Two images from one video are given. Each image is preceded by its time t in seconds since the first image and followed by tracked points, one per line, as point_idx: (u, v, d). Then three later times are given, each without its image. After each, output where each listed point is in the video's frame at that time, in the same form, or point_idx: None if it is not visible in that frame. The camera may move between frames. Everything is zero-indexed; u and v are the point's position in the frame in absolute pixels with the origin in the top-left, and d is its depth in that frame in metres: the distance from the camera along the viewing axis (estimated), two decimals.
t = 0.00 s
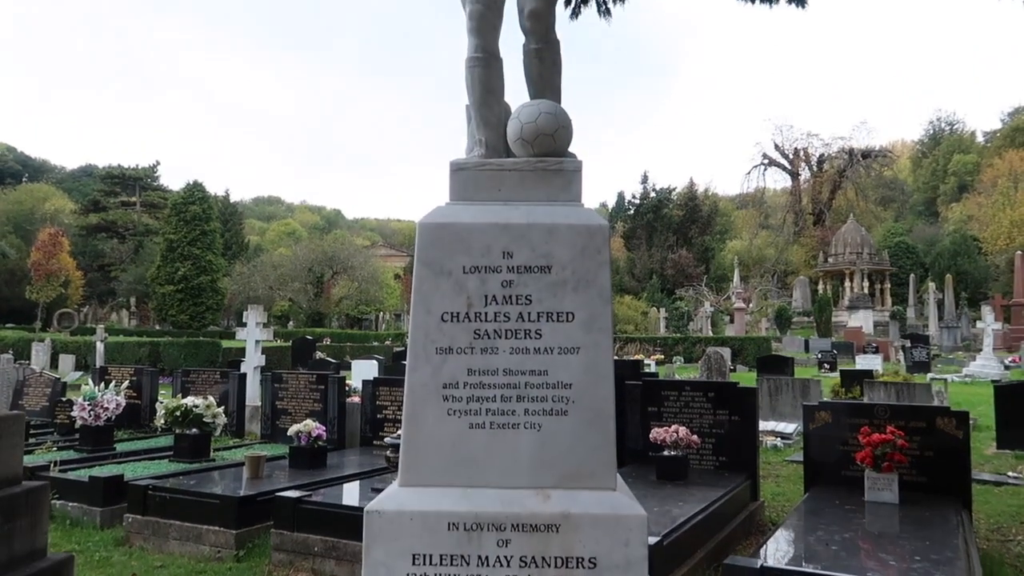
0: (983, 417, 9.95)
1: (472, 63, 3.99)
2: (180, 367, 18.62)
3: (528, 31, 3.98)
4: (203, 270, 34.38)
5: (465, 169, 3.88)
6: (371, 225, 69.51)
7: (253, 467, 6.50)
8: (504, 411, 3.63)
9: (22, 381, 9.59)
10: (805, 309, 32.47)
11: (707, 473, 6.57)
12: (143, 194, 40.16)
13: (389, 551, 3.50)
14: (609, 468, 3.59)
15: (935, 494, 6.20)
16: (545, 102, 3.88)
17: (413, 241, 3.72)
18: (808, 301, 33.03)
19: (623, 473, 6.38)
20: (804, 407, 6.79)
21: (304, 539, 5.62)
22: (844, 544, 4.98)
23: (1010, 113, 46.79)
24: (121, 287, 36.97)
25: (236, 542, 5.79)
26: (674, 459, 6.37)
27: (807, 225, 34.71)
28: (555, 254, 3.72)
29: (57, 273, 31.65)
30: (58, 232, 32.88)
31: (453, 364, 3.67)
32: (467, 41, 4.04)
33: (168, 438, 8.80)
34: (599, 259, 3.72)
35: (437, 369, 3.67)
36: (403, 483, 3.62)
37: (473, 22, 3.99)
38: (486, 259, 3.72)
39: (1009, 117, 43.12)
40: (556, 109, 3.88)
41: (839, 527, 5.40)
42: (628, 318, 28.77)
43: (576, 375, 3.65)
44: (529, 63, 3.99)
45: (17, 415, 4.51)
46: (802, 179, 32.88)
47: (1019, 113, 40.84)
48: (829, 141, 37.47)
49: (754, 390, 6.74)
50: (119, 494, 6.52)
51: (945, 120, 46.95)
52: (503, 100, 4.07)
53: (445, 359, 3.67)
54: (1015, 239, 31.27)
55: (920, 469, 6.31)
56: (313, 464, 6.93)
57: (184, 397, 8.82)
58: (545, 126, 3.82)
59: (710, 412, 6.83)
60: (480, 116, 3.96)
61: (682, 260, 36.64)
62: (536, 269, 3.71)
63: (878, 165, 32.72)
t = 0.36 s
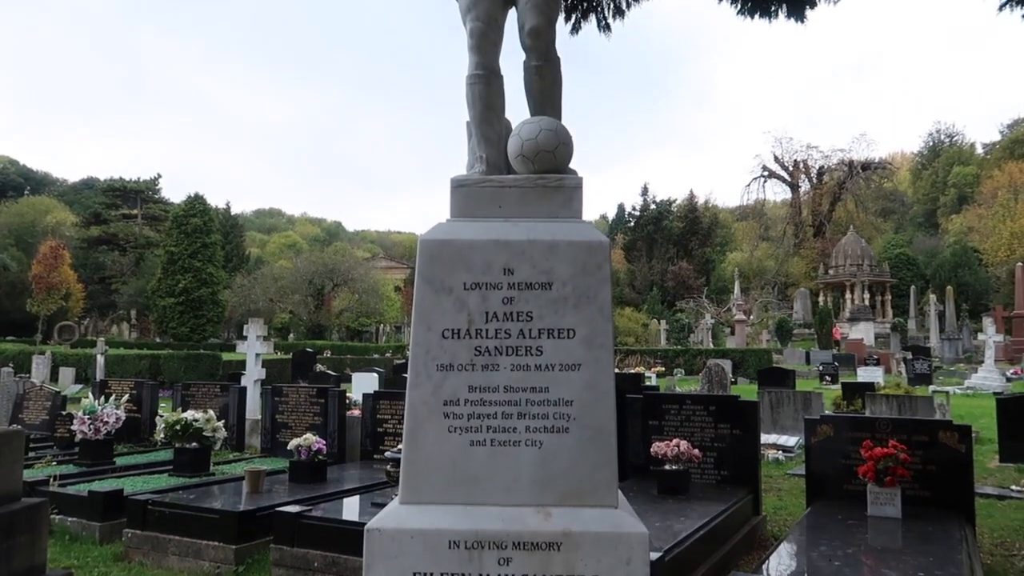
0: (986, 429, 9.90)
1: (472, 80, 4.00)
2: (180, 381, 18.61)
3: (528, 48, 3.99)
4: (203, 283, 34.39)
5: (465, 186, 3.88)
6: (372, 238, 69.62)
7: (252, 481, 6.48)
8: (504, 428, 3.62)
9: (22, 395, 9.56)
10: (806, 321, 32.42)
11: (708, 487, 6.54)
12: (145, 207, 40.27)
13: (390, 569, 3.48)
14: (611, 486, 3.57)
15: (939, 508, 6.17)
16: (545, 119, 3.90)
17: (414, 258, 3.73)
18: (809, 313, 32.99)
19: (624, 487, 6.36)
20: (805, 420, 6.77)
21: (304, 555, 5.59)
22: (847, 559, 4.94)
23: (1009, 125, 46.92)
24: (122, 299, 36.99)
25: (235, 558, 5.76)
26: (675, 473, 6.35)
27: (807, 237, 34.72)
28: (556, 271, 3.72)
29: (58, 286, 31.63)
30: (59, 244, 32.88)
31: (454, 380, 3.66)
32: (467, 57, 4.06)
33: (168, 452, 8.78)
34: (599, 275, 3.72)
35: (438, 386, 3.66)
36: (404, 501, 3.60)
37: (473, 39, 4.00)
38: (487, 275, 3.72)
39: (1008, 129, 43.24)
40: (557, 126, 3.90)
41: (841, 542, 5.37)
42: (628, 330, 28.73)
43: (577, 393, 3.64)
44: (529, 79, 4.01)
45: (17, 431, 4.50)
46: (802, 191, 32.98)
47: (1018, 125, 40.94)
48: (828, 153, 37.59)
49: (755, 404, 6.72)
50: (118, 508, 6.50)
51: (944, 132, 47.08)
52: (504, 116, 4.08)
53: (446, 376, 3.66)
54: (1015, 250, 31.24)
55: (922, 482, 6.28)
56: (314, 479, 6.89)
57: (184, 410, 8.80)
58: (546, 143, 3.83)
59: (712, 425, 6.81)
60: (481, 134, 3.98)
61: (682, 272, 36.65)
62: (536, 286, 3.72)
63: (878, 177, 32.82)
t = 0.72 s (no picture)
0: (984, 437, 9.90)
1: (471, 92, 4.00)
2: (178, 389, 18.58)
3: (526, 59, 3.99)
4: (201, 290, 34.30)
5: (464, 198, 3.88)
6: (371, 245, 69.57)
7: (251, 491, 6.46)
8: (504, 441, 3.61)
9: (19, 404, 9.53)
10: (805, 328, 32.40)
11: (707, 497, 6.53)
12: (143, 214, 40.18)
13: None
14: (610, 498, 3.56)
15: (938, 517, 6.16)
16: (544, 131, 3.90)
17: (413, 271, 3.72)
18: (808, 320, 32.97)
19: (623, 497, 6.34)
20: (805, 429, 6.77)
21: (302, 566, 5.57)
22: (847, 570, 4.93)
23: (1006, 132, 47.03)
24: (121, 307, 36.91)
25: (233, 568, 5.74)
26: (675, 483, 6.34)
27: (805, 244, 34.72)
28: (555, 284, 3.72)
29: (58, 295, 31.92)
30: (57, 251, 32.91)
31: (453, 393, 3.65)
32: (465, 68, 4.05)
33: (166, 461, 8.74)
34: (599, 287, 3.71)
35: (437, 399, 3.65)
36: (403, 514, 3.59)
37: (472, 50, 3.99)
38: (486, 288, 3.71)
39: (1005, 136, 43.35)
40: (556, 137, 3.90)
41: (841, 552, 5.36)
42: (627, 338, 28.69)
43: (576, 405, 3.64)
44: (529, 91, 4.01)
45: (14, 443, 4.49)
46: (800, 199, 33.07)
47: (1016, 132, 41.02)
48: (826, 160, 37.64)
49: (754, 413, 6.72)
50: (115, 519, 6.47)
51: (941, 139, 47.20)
52: (503, 128, 4.08)
53: (444, 389, 3.66)
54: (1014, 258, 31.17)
55: (922, 492, 6.28)
56: (312, 488, 6.88)
57: (181, 419, 8.78)
58: (545, 156, 3.83)
59: (711, 434, 6.81)
60: (480, 145, 3.98)
61: (681, 279, 36.62)
62: (536, 298, 3.71)
63: (876, 184, 32.87)
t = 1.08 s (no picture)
0: (988, 454, 9.86)
1: (472, 114, 4.02)
2: (178, 406, 18.54)
3: (527, 82, 4.00)
4: (203, 305, 34.30)
5: (465, 220, 3.89)
6: (372, 260, 69.61)
7: (251, 510, 6.43)
8: (505, 464, 3.60)
9: (19, 422, 9.51)
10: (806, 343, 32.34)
11: (709, 516, 6.49)
12: (145, 231, 40.08)
13: None
14: (611, 521, 3.54)
15: (942, 537, 6.12)
16: (545, 152, 3.91)
17: (413, 293, 3.73)
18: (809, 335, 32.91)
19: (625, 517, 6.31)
20: (807, 447, 6.74)
21: None
22: None
23: (1004, 148, 47.23)
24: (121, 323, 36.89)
25: None
26: (676, 502, 6.30)
27: (806, 259, 34.72)
28: (556, 305, 3.71)
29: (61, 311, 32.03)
30: (59, 267, 33.00)
31: (454, 416, 3.64)
32: (467, 90, 4.06)
33: (166, 479, 8.71)
34: (600, 309, 3.71)
35: (437, 421, 3.64)
36: (403, 538, 3.56)
37: (473, 73, 4.00)
38: (487, 309, 3.71)
39: (1004, 152, 43.53)
40: (557, 159, 3.90)
41: (844, 572, 5.32)
42: (628, 353, 28.62)
43: (577, 427, 3.62)
44: (529, 113, 4.03)
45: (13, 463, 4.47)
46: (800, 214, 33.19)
47: (1015, 148, 41.17)
48: (825, 176, 37.78)
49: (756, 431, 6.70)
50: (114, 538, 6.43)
51: (940, 155, 47.37)
52: (503, 150, 4.09)
53: (446, 412, 3.64)
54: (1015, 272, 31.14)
55: (925, 510, 6.24)
56: (312, 507, 6.84)
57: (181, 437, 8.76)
58: (546, 177, 3.83)
59: (712, 453, 6.78)
60: (481, 167, 3.99)
61: (682, 294, 36.55)
62: (536, 320, 3.71)
63: (875, 200, 32.98)
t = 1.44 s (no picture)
0: (989, 472, 9.82)
1: (472, 137, 4.03)
2: (176, 424, 18.48)
3: (526, 105, 4.03)
4: (202, 322, 34.24)
5: (464, 242, 3.89)
6: (371, 276, 69.68)
7: (249, 530, 6.39)
8: (504, 488, 3.58)
9: (16, 440, 9.46)
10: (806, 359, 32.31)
11: (710, 535, 6.46)
12: (144, 247, 40.07)
13: None
14: (611, 546, 3.50)
15: (943, 557, 6.09)
16: (544, 175, 3.92)
17: (413, 315, 3.73)
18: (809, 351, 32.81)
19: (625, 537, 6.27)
20: (808, 466, 6.72)
21: None
22: None
23: (1002, 164, 47.43)
24: (120, 339, 36.83)
25: None
26: (677, 522, 6.27)
27: (805, 274, 34.73)
28: (556, 328, 3.71)
29: (60, 329, 32.07)
30: (58, 284, 33.05)
31: (453, 439, 3.63)
32: (466, 113, 4.08)
33: (163, 498, 8.66)
34: (599, 332, 3.71)
35: (436, 445, 3.63)
36: (402, 563, 3.53)
37: (472, 96, 4.01)
38: (486, 332, 3.71)
39: (1001, 168, 43.72)
40: (556, 182, 3.92)
41: None
42: (628, 370, 28.55)
43: (577, 451, 3.61)
44: (529, 135, 4.05)
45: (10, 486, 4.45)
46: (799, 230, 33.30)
47: (1012, 164, 41.34)
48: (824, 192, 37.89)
49: (756, 450, 6.69)
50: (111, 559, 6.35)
51: (938, 171, 47.55)
52: (503, 173, 4.11)
53: (445, 435, 3.63)
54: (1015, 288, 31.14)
55: (927, 530, 6.21)
56: (311, 527, 6.80)
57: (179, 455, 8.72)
58: (545, 201, 3.85)
59: (713, 472, 6.77)
60: (481, 190, 4.01)
61: (682, 310, 36.40)
62: (535, 343, 3.71)
63: (874, 216, 33.07)
